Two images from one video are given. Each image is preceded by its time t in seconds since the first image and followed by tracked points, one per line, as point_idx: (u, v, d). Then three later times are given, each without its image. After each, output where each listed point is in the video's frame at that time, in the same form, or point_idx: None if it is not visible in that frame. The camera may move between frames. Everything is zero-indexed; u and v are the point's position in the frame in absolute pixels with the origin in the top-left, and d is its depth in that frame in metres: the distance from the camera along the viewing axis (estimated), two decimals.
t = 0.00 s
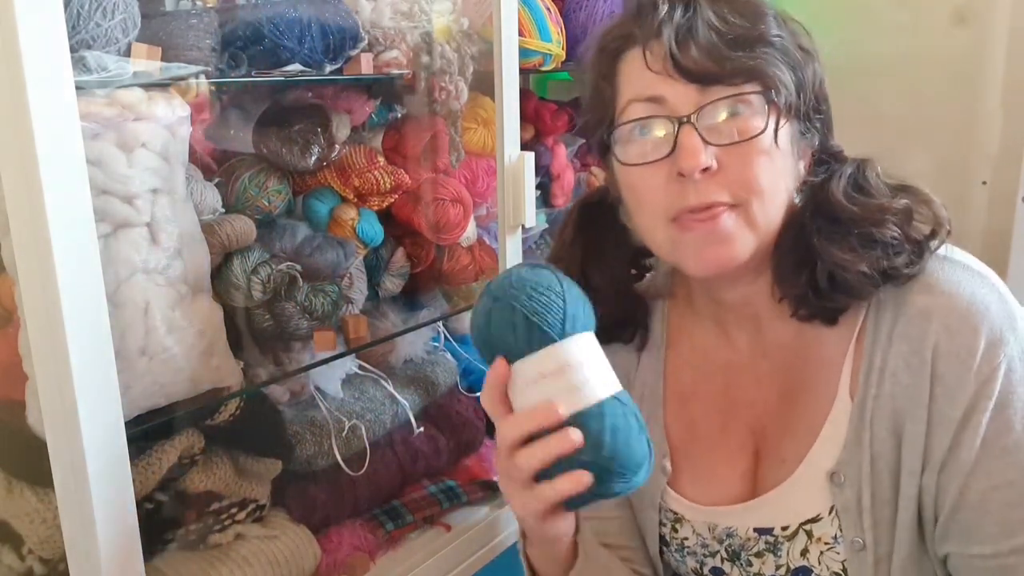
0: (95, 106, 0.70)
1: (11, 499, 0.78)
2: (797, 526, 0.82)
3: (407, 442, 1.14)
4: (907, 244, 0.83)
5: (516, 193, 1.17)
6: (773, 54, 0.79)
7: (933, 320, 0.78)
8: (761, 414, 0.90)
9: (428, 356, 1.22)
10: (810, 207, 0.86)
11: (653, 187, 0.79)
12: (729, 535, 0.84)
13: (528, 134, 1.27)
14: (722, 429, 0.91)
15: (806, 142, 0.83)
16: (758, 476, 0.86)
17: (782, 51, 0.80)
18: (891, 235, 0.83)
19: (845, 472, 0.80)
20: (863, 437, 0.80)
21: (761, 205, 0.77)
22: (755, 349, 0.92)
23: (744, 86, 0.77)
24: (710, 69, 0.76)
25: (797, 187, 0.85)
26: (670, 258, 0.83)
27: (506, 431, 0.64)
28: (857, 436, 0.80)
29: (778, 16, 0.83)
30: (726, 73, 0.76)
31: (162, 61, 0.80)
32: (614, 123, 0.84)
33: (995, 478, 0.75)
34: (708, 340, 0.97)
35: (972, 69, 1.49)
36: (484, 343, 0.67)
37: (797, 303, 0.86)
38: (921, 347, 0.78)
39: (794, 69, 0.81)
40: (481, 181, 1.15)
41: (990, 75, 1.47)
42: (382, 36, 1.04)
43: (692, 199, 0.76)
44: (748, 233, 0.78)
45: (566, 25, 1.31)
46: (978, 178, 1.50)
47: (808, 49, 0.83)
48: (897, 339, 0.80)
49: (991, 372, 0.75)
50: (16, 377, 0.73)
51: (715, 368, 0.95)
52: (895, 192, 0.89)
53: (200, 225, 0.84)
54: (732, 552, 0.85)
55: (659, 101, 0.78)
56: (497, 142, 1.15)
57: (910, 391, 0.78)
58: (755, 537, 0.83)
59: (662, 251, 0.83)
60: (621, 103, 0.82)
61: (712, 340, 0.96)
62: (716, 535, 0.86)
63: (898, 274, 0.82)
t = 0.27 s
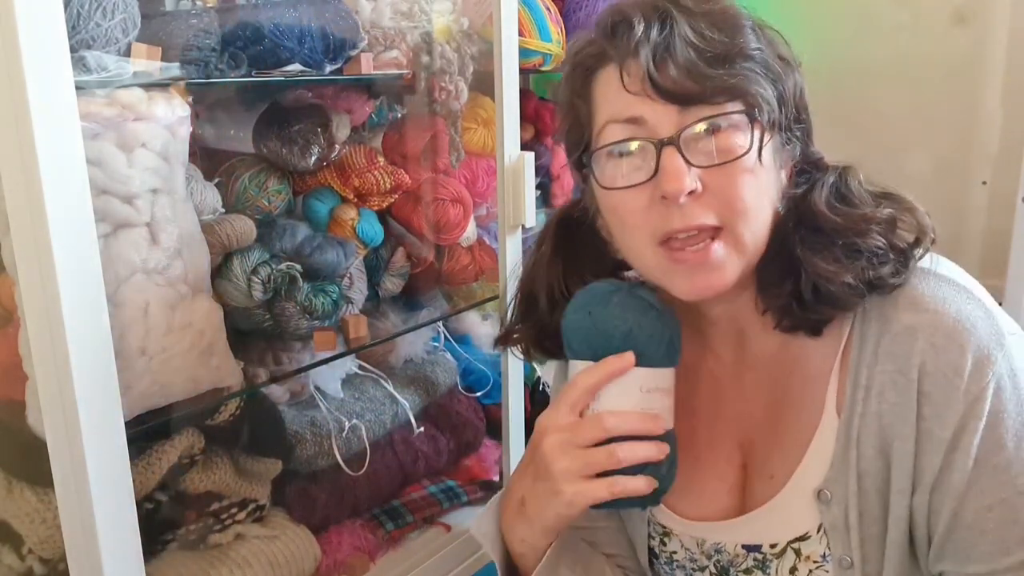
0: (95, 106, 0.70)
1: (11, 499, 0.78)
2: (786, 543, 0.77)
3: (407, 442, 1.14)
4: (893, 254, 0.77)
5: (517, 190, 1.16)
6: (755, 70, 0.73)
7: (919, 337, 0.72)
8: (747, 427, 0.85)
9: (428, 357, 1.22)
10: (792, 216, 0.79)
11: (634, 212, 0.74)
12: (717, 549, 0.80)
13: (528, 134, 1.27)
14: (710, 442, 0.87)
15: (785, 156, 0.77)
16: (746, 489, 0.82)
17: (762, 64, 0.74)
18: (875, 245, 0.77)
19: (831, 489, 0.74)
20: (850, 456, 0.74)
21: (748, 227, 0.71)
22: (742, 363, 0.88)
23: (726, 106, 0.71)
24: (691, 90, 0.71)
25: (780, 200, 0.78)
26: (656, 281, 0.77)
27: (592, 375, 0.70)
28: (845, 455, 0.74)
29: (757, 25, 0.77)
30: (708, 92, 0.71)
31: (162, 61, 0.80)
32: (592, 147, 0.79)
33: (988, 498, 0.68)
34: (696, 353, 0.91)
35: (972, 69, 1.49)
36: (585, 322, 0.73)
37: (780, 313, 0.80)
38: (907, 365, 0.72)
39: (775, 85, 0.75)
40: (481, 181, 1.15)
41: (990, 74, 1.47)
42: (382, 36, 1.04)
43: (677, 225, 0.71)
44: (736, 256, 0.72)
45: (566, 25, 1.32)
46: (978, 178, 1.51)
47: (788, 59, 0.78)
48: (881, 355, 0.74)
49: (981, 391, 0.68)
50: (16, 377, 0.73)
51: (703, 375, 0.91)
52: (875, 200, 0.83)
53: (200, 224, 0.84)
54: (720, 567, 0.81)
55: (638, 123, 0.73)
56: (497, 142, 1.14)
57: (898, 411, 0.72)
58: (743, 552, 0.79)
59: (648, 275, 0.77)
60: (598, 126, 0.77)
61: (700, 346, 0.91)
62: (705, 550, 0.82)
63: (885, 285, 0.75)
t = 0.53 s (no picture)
0: (95, 106, 0.70)
1: (11, 499, 0.78)
2: (780, 548, 0.78)
3: (407, 441, 1.14)
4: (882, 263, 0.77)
5: (516, 191, 1.15)
6: (744, 79, 0.73)
7: (908, 345, 0.72)
8: (740, 431, 0.85)
9: (428, 356, 1.21)
10: (782, 225, 0.79)
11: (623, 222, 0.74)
12: (712, 554, 0.81)
13: (528, 134, 1.26)
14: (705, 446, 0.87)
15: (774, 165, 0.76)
16: (742, 494, 0.82)
17: (751, 73, 0.74)
18: (865, 256, 0.76)
19: (824, 494, 0.75)
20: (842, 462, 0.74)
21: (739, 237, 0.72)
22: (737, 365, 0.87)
23: (716, 118, 0.71)
24: (680, 101, 0.71)
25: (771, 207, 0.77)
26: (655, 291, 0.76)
27: (609, 376, 0.69)
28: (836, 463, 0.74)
29: (746, 31, 0.77)
30: (696, 104, 0.70)
31: (162, 61, 0.80)
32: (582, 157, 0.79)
33: (983, 505, 0.68)
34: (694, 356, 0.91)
35: (972, 69, 1.49)
36: (600, 324, 0.72)
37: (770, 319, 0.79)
38: (898, 373, 0.72)
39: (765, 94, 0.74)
40: (481, 181, 1.15)
41: (990, 74, 1.47)
42: (382, 36, 1.04)
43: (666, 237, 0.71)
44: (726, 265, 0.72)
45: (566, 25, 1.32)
46: (978, 178, 1.51)
47: (777, 66, 0.78)
48: (873, 361, 0.74)
49: (972, 399, 0.68)
50: (16, 377, 0.73)
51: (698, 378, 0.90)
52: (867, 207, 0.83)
53: (200, 225, 0.84)
54: (715, 571, 0.81)
55: (627, 134, 0.73)
56: (497, 143, 1.14)
57: (889, 419, 0.72)
58: (738, 557, 0.79)
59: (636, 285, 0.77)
60: (587, 137, 0.77)
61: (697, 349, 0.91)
62: (700, 554, 0.82)
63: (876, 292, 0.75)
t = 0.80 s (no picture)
0: (95, 106, 0.70)
1: (11, 499, 0.79)
2: (779, 546, 0.77)
3: (407, 441, 1.14)
4: (880, 260, 0.77)
5: (516, 192, 1.14)
6: (737, 73, 0.73)
7: (905, 342, 0.72)
8: (740, 430, 0.85)
9: (428, 356, 1.21)
10: (780, 223, 0.78)
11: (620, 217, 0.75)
12: (712, 551, 0.81)
13: (528, 134, 1.25)
14: (703, 444, 0.87)
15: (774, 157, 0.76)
16: (741, 493, 0.82)
17: (744, 66, 0.74)
18: (865, 253, 0.76)
19: (823, 492, 0.75)
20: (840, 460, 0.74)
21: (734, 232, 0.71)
22: (735, 364, 0.87)
23: (707, 110, 0.71)
24: (672, 95, 0.71)
25: (768, 203, 0.77)
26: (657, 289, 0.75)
27: (610, 374, 0.69)
28: (835, 460, 0.74)
29: (739, 28, 0.77)
30: (687, 98, 0.71)
31: (162, 61, 0.80)
32: (579, 154, 0.80)
33: (982, 503, 0.68)
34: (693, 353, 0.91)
35: (972, 69, 1.49)
36: (603, 324, 0.71)
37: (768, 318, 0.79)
38: (897, 371, 0.72)
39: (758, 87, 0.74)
40: (481, 181, 1.14)
41: (990, 74, 1.47)
42: (382, 36, 1.04)
43: (661, 229, 0.71)
44: (723, 263, 0.72)
45: (565, 25, 1.32)
46: (978, 178, 1.50)
47: (772, 62, 0.77)
48: (872, 360, 0.73)
49: (970, 398, 0.68)
50: (16, 377, 0.73)
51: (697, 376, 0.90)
52: (866, 206, 0.82)
53: (200, 225, 0.84)
54: (715, 568, 0.81)
55: (620, 128, 0.73)
56: (497, 143, 1.13)
57: (888, 417, 0.72)
58: (738, 555, 0.79)
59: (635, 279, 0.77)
60: (583, 133, 0.77)
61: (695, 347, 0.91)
62: (699, 552, 0.82)
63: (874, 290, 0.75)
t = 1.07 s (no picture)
0: (95, 106, 0.70)
1: (11, 499, 0.79)
2: (778, 543, 0.77)
3: (407, 441, 1.14)
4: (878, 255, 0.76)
5: (516, 191, 1.14)
6: (734, 71, 0.72)
7: (901, 338, 0.72)
8: (736, 429, 0.85)
9: (428, 356, 1.21)
10: (778, 221, 0.77)
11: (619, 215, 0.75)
12: (711, 549, 0.81)
13: (528, 134, 1.25)
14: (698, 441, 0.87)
15: (771, 154, 0.76)
16: (738, 492, 0.82)
17: (741, 64, 0.74)
18: (862, 250, 0.76)
19: (821, 489, 0.74)
20: (840, 457, 0.74)
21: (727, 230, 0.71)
22: (734, 363, 0.88)
23: (703, 108, 0.71)
24: (667, 91, 0.71)
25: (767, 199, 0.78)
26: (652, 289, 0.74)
27: (609, 371, 0.69)
28: (835, 457, 0.74)
29: (737, 27, 0.76)
30: (683, 94, 0.71)
31: (162, 61, 0.80)
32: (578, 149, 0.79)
33: (980, 500, 0.68)
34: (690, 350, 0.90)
35: (972, 68, 1.49)
36: (602, 321, 0.71)
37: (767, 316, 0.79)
38: (895, 368, 0.72)
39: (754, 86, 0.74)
40: (481, 181, 1.14)
41: (991, 75, 1.47)
42: (382, 36, 1.04)
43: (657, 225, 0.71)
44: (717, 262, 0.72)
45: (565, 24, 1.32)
46: (978, 178, 1.50)
47: (769, 60, 0.77)
48: (870, 358, 0.74)
49: (968, 395, 0.68)
50: (16, 377, 0.73)
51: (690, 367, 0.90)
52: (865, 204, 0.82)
53: (200, 225, 0.84)
54: (714, 565, 0.81)
55: (618, 124, 0.73)
56: (497, 143, 1.13)
57: (887, 414, 0.72)
58: (736, 552, 0.79)
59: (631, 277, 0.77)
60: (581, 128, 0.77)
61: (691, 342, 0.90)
62: (698, 549, 0.82)
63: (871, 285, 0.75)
